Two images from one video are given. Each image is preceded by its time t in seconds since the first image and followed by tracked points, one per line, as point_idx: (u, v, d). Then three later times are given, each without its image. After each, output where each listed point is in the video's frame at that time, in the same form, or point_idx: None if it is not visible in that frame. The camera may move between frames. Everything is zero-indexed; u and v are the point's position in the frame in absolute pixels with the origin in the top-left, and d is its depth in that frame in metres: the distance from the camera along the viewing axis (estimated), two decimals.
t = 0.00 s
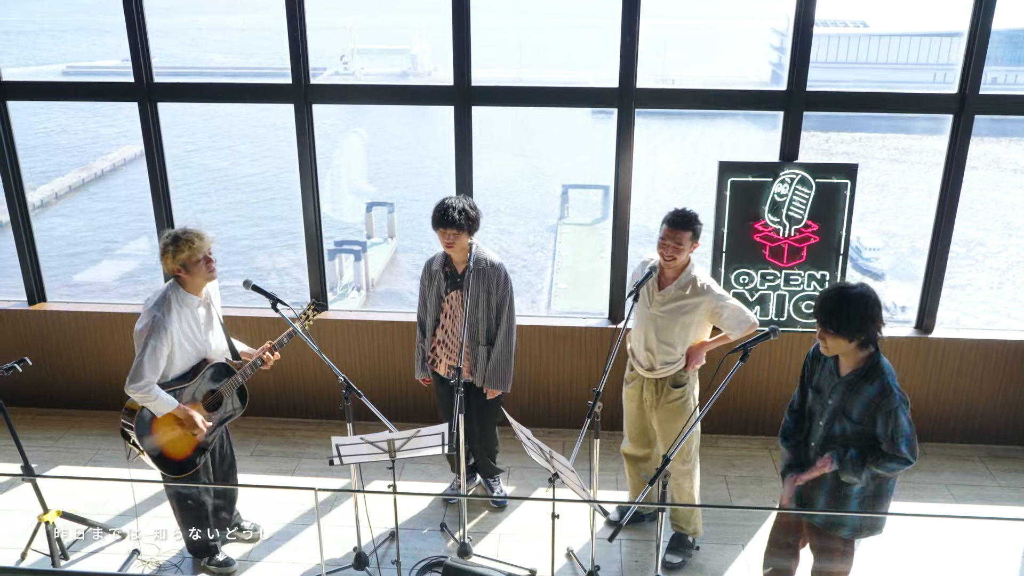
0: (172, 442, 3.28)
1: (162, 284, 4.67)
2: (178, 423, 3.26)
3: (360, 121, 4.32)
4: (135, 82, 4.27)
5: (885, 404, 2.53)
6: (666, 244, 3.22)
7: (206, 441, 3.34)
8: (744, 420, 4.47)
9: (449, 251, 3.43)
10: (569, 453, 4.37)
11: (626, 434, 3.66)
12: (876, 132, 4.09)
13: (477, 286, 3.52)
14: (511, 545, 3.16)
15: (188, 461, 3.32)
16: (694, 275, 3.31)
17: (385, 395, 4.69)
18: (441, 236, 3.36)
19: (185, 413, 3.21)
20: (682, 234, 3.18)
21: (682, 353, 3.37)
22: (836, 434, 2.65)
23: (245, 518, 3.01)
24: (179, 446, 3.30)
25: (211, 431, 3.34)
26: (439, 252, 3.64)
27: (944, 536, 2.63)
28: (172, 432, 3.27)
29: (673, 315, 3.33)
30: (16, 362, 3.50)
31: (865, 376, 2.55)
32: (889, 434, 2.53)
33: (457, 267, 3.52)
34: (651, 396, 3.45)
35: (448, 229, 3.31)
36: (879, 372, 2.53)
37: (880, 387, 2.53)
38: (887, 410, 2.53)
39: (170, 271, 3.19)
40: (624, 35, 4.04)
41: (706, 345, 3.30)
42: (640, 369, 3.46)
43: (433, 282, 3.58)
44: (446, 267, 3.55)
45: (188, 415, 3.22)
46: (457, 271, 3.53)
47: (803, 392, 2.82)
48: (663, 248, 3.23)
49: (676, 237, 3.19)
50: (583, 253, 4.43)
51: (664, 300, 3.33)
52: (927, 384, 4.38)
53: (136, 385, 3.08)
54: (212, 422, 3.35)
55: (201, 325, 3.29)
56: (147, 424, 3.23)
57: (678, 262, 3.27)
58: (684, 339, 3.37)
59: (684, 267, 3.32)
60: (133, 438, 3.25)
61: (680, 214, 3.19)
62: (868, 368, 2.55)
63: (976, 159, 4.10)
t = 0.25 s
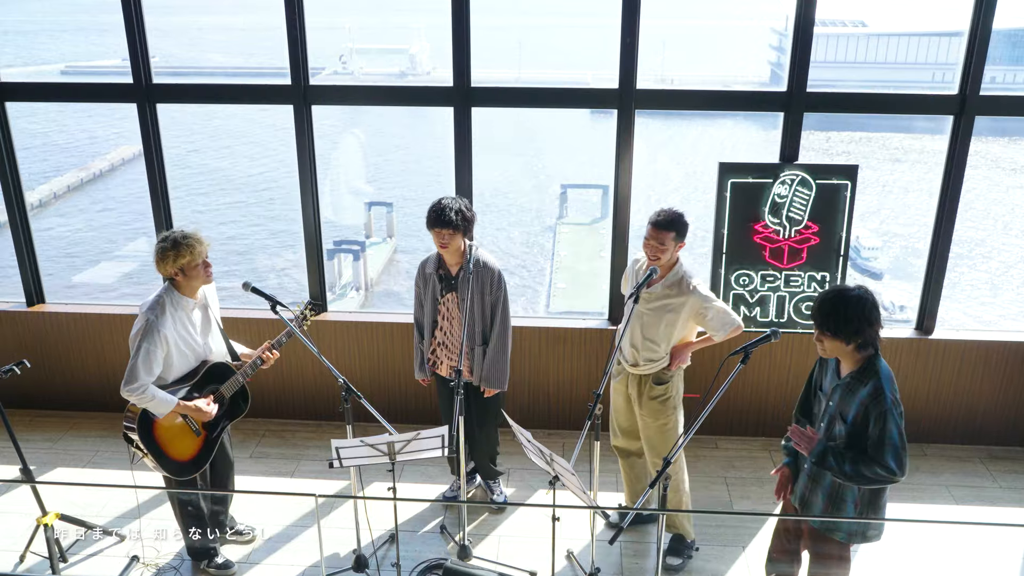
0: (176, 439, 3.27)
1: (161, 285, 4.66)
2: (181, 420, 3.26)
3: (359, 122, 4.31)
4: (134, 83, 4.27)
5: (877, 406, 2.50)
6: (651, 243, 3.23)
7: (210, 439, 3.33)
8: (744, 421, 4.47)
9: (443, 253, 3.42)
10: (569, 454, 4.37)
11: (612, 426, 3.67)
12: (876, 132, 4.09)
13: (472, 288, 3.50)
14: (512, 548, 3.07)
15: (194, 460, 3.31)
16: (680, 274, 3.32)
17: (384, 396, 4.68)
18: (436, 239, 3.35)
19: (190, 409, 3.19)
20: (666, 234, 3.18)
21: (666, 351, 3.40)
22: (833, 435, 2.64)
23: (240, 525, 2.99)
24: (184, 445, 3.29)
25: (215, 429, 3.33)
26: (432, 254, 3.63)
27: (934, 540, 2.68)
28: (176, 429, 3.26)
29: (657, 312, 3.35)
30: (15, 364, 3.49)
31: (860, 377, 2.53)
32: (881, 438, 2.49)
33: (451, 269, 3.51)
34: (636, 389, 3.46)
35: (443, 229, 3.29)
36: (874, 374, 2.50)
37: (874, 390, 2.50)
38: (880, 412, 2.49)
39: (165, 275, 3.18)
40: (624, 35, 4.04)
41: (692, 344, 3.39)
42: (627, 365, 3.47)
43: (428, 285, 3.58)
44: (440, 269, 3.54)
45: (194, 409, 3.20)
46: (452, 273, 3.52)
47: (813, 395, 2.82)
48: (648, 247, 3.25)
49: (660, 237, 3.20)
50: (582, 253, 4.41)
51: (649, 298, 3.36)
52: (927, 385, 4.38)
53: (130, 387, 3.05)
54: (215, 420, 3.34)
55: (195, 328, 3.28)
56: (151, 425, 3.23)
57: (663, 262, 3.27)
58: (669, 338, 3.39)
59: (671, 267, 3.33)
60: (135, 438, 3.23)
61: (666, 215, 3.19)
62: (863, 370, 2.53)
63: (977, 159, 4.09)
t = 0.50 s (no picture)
0: (173, 439, 3.25)
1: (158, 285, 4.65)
2: (179, 420, 3.24)
3: (357, 122, 4.29)
4: (131, 83, 4.25)
5: (859, 405, 2.49)
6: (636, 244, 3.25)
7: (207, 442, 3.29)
8: (743, 421, 4.46)
9: (441, 256, 3.41)
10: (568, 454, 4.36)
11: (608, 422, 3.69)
12: (875, 131, 4.08)
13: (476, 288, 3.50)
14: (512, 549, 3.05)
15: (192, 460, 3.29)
16: (670, 271, 3.32)
17: (383, 396, 4.67)
18: (435, 243, 3.34)
19: (186, 410, 3.17)
20: (649, 235, 3.19)
21: (657, 348, 3.40)
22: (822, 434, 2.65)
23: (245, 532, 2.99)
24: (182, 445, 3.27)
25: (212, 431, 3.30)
26: (423, 259, 3.58)
27: (931, 541, 2.68)
28: (173, 429, 3.24)
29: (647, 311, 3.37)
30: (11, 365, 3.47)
31: (852, 376, 2.53)
32: (859, 437, 2.49)
33: (450, 271, 3.50)
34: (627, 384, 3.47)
35: (441, 231, 3.28)
36: (862, 373, 2.50)
37: (860, 389, 2.50)
38: (860, 412, 2.49)
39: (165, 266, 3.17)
40: (623, 35, 4.02)
41: (684, 343, 3.36)
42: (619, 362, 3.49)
43: (423, 289, 3.55)
44: (438, 272, 3.52)
45: (189, 412, 3.18)
46: (452, 276, 3.51)
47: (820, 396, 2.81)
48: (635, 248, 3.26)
49: (644, 236, 3.21)
50: (580, 252, 4.39)
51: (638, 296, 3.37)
52: (926, 385, 4.37)
53: (137, 380, 3.06)
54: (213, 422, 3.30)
55: (199, 322, 3.26)
56: (150, 422, 3.23)
57: (649, 262, 3.29)
58: (659, 336, 3.40)
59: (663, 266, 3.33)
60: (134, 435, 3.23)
61: (645, 216, 3.21)
62: (856, 370, 2.52)
63: (976, 158, 4.08)
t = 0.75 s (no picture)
0: (170, 433, 3.24)
1: (155, 285, 4.63)
2: (177, 414, 3.23)
3: (356, 122, 4.28)
4: (128, 83, 4.24)
5: (848, 401, 2.50)
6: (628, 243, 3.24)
7: (203, 437, 3.28)
8: (743, 421, 4.45)
9: (442, 254, 3.41)
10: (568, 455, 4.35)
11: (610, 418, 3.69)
12: (874, 130, 4.07)
13: (476, 291, 3.52)
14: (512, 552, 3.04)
15: (187, 457, 3.27)
16: (665, 267, 3.30)
17: (381, 397, 4.66)
18: (438, 242, 3.33)
19: (184, 404, 3.15)
20: (638, 231, 3.19)
21: (658, 345, 3.39)
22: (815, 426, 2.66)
23: (241, 534, 2.96)
24: (178, 441, 3.25)
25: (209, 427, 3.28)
26: (416, 261, 3.56)
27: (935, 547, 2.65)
28: (172, 423, 3.23)
29: (646, 309, 3.36)
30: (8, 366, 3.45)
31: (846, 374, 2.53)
32: (838, 428, 2.51)
33: (450, 271, 3.50)
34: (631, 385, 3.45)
35: (445, 230, 3.28)
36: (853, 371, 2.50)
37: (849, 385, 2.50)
38: (848, 408, 2.50)
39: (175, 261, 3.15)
40: (622, 34, 4.01)
41: (686, 338, 3.37)
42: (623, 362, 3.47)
43: (422, 291, 3.52)
44: (437, 274, 3.50)
45: (188, 406, 3.16)
46: (451, 276, 3.50)
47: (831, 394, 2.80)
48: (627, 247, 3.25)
49: (635, 234, 3.20)
50: (578, 251, 4.38)
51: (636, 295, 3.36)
52: (926, 385, 4.36)
53: (132, 371, 3.02)
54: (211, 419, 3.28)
55: (205, 320, 3.24)
56: (145, 417, 3.21)
57: (643, 259, 3.28)
58: (660, 334, 3.39)
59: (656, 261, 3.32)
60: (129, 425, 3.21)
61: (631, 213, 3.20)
62: (854, 369, 2.52)
63: (976, 158, 4.08)
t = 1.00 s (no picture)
0: (163, 431, 3.22)
1: (152, 286, 4.61)
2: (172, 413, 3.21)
3: (353, 122, 4.26)
4: (124, 84, 4.22)
5: (844, 402, 2.50)
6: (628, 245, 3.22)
7: (195, 439, 3.26)
8: (742, 422, 4.44)
9: (443, 253, 3.42)
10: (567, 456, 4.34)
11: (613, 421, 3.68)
12: (872, 130, 4.06)
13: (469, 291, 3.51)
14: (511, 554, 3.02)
15: (178, 456, 3.25)
16: (667, 267, 3.29)
17: (379, 398, 4.64)
18: (442, 242, 3.33)
19: (177, 406, 3.15)
20: (640, 232, 3.17)
21: (669, 346, 3.38)
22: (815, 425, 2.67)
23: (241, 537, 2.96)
24: (172, 439, 3.24)
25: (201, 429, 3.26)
26: (410, 262, 3.55)
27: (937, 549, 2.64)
28: (166, 421, 3.22)
29: (653, 310, 3.35)
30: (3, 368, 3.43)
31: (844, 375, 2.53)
32: (836, 431, 2.52)
33: (447, 272, 3.50)
34: (642, 390, 3.44)
35: (450, 230, 3.28)
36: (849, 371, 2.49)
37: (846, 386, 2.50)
38: (843, 408, 2.50)
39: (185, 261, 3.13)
40: (621, 33, 4.00)
41: (693, 338, 3.35)
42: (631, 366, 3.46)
43: (418, 292, 3.51)
44: (435, 275, 3.50)
45: (183, 407, 3.16)
46: (448, 277, 3.50)
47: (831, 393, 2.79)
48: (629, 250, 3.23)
49: (636, 235, 3.18)
50: (575, 250, 4.36)
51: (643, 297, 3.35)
52: (926, 385, 4.36)
53: (131, 367, 3.01)
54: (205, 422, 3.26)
55: (212, 322, 3.22)
56: (140, 412, 3.20)
57: (645, 259, 3.26)
58: (670, 336, 3.37)
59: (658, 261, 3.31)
60: (124, 418, 3.20)
61: (632, 213, 3.19)
62: (853, 369, 2.51)
63: (975, 157, 4.07)
